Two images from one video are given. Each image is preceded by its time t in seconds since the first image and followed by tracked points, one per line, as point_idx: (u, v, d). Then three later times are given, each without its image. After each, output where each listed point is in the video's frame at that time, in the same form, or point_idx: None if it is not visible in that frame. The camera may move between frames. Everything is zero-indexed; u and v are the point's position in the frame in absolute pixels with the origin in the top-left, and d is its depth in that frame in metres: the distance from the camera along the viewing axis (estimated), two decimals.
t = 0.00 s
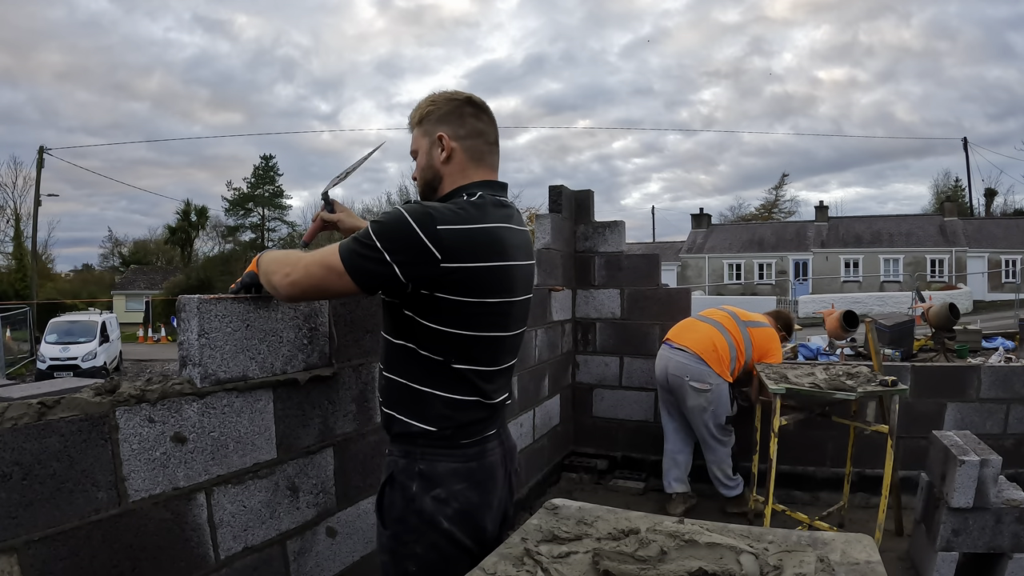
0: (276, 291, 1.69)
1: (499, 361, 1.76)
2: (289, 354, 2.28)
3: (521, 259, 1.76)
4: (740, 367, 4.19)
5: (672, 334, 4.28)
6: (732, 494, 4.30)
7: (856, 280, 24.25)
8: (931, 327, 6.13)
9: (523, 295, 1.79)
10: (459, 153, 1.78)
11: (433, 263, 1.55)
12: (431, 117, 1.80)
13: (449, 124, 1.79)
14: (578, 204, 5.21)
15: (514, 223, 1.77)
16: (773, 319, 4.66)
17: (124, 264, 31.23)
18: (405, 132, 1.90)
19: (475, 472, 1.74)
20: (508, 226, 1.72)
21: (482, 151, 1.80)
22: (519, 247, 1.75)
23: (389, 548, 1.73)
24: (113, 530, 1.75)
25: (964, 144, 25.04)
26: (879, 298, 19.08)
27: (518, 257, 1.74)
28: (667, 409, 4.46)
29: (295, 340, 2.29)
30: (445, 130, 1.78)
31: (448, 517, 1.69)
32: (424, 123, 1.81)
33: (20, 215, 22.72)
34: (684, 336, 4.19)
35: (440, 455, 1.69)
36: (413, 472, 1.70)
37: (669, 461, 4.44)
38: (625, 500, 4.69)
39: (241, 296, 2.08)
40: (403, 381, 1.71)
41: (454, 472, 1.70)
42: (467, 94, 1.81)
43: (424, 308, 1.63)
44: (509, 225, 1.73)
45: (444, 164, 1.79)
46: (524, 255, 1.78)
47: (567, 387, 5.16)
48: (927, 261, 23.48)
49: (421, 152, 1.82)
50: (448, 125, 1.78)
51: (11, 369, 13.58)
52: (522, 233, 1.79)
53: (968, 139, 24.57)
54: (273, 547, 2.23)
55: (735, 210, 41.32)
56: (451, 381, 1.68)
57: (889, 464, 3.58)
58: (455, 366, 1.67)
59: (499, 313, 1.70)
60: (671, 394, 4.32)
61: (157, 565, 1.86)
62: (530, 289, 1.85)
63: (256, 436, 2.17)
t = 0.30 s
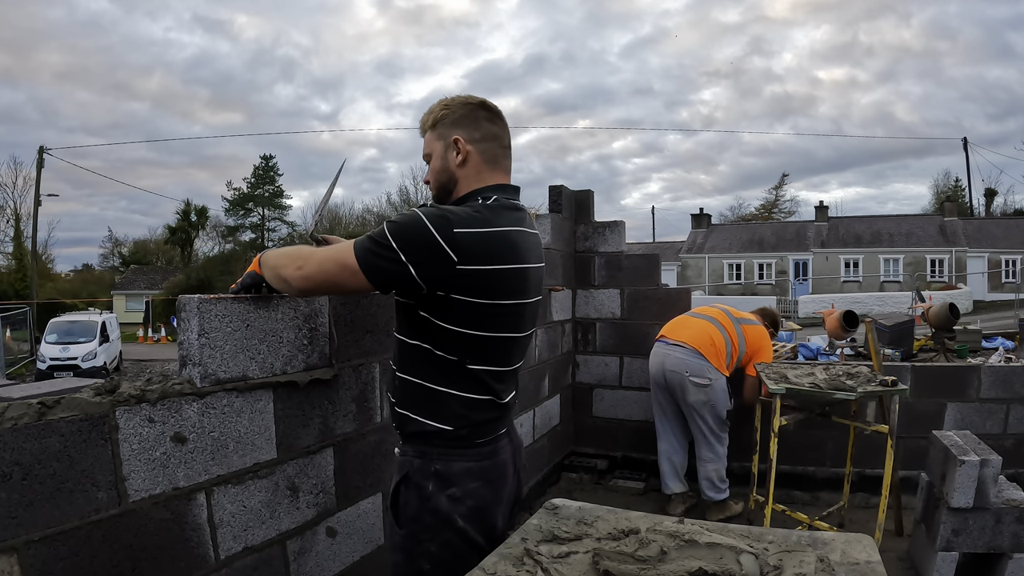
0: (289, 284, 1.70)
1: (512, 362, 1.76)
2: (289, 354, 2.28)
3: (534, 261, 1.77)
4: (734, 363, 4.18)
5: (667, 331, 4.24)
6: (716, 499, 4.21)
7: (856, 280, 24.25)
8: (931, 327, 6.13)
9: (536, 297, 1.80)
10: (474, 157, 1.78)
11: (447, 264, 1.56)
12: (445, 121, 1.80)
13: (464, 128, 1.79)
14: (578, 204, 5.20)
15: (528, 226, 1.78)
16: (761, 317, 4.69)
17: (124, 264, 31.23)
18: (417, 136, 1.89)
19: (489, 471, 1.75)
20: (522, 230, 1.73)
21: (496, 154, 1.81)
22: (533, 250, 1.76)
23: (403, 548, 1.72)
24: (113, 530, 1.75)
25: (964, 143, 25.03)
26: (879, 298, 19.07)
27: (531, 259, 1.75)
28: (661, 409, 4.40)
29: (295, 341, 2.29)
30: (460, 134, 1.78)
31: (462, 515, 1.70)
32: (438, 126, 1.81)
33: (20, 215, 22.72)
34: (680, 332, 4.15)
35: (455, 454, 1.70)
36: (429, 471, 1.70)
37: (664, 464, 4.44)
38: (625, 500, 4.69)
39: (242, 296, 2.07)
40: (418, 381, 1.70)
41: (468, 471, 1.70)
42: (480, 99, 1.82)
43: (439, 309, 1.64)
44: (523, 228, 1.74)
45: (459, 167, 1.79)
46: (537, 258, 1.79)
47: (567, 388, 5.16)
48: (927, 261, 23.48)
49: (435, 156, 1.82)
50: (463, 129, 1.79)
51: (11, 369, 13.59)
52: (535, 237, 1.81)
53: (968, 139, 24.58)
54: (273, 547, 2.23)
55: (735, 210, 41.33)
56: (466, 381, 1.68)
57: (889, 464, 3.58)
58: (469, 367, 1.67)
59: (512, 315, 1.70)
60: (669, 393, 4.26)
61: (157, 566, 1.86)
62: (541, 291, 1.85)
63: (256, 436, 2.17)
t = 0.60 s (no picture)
0: (303, 294, 1.66)
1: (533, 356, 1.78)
2: (289, 354, 2.28)
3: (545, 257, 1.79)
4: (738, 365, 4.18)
5: (673, 331, 4.23)
6: (716, 500, 4.21)
7: (856, 280, 24.26)
8: (931, 327, 6.13)
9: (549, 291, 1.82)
10: (479, 161, 1.78)
11: (467, 265, 1.57)
12: (446, 127, 1.79)
13: (466, 133, 1.79)
14: (578, 204, 5.20)
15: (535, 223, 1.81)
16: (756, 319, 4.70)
17: (124, 264, 31.23)
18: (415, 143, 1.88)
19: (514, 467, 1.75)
20: (532, 226, 1.75)
21: (500, 157, 1.82)
22: (543, 245, 1.79)
23: (426, 543, 1.71)
24: (113, 530, 1.75)
25: (964, 143, 25.01)
26: (879, 298, 19.07)
27: (543, 254, 1.77)
28: (662, 409, 4.39)
29: (295, 341, 2.29)
30: (463, 139, 1.78)
31: (488, 511, 1.70)
32: (439, 133, 1.80)
33: (20, 215, 22.73)
34: (685, 332, 4.15)
35: (486, 449, 1.69)
36: (459, 466, 1.68)
37: (665, 465, 4.44)
38: (625, 500, 4.69)
39: (241, 297, 2.08)
40: (446, 383, 1.69)
41: (497, 466, 1.71)
42: (479, 104, 1.82)
43: (462, 310, 1.64)
44: (532, 225, 1.76)
45: (465, 172, 1.79)
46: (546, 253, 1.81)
47: (567, 388, 5.16)
48: (927, 261, 23.49)
49: (439, 162, 1.81)
50: (466, 135, 1.78)
51: (11, 369, 13.60)
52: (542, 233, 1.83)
53: (968, 139, 24.57)
54: (273, 547, 2.23)
55: (735, 210, 41.34)
56: (492, 379, 1.68)
57: (889, 464, 3.58)
58: (494, 363, 1.68)
59: (530, 309, 1.72)
60: (671, 392, 4.26)
61: (157, 566, 1.86)
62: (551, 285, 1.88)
63: (256, 436, 2.17)
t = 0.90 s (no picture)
0: (294, 283, 1.70)
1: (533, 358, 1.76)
2: (289, 355, 2.28)
3: (544, 255, 1.78)
4: (737, 366, 4.18)
5: (673, 331, 4.23)
6: (716, 500, 4.21)
7: (856, 280, 24.26)
8: (932, 327, 6.13)
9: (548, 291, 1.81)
10: (475, 158, 1.78)
11: (461, 260, 1.57)
12: (443, 125, 1.79)
13: (463, 131, 1.79)
14: (578, 203, 5.20)
15: (533, 221, 1.80)
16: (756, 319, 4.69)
17: (124, 264, 31.22)
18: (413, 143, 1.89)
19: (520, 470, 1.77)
20: (529, 223, 1.75)
21: (497, 154, 1.81)
22: (541, 243, 1.78)
23: (437, 551, 1.73)
24: (113, 530, 1.75)
25: (964, 144, 25.00)
26: (879, 298, 19.07)
27: (542, 253, 1.76)
28: (663, 410, 4.38)
29: (295, 341, 2.29)
30: (459, 136, 1.78)
31: (497, 516, 1.72)
32: (436, 132, 1.80)
33: (20, 215, 22.72)
34: (686, 333, 4.15)
35: (490, 454, 1.70)
36: (464, 472, 1.70)
37: (665, 466, 4.44)
38: (625, 500, 4.69)
39: (241, 296, 2.07)
40: (444, 384, 1.69)
41: (503, 470, 1.72)
42: (475, 101, 1.82)
43: (458, 307, 1.64)
44: (530, 222, 1.76)
45: (462, 170, 1.79)
46: (545, 251, 1.80)
47: (567, 388, 5.16)
48: (927, 261, 23.48)
49: (436, 161, 1.81)
50: (462, 132, 1.78)
51: (11, 369, 13.60)
52: (542, 232, 1.83)
53: (968, 139, 24.57)
54: (273, 547, 2.23)
55: (735, 210, 41.34)
56: (489, 378, 1.68)
57: (889, 464, 3.58)
58: (491, 364, 1.67)
59: (529, 308, 1.71)
60: (672, 392, 4.25)
61: (157, 566, 1.86)
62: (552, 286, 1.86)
63: (256, 436, 2.17)
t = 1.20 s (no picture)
0: (287, 279, 1.71)
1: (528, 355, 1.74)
2: (289, 354, 2.28)
3: (540, 249, 1.77)
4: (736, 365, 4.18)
5: (671, 331, 4.24)
6: (715, 499, 4.21)
7: (856, 280, 24.26)
8: (932, 327, 6.13)
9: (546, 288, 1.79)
10: (470, 151, 1.78)
11: (451, 247, 1.57)
12: (438, 121, 1.81)
13: (458, 125, 1.80)
14: (578, 203, 5.20)
15: (529, 214, 1.79)
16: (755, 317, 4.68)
17: (124, 264, 31.22)
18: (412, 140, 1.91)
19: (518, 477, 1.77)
20: (524, 215, 1.74)
21: (493, 148, 1.81)
22: (537, 237, 1.77)
23: (431, 560, 1.75)
24: (113, 530, 1.75)
25: (964, 144, 25.01)
26: (879, 298, 19.08)
27: (538, 247, 1.75)
28: (662, 411, 4.37)
29: (295, 341, 2.29)
30: (454, 130, 1.79)
31: (493, 524, 1.73)
32: (432, 127, 1.82)
33: (20, 215, 22.72)
34: (685, 332, 4.15)
35: (485, 461, 1.71)
36: (458, 480, 1.71)
37: (665, 466, 4.44)
38: (625, 500, 4.69)
39: (241, 296, 2.07)
40: (435, 381, 1.69)
41: (500, 477, 1.73)
42: (472, 96, 1.83)
43: (448, 299, 1.64)
44: (524, 215, 1.75)
45: (457, 163, 1.79)
46: (541, 245, 1.79)
47: (567, 388, 5.16)
48: (927, 261, 23.49)
49: (432, 156, 1.82)
50: (457, 126, 1.79)
51: (11, 369, 13.60)
52: (539, 227, 1.82)
53: (968, 139, 24.58)
54: (273, 547, 2.23)
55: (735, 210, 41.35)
56: (480, 373, 1.67)
57: (889, 464, 3.58)
58: (482, 359, 1.66)
59: (523, 302, 1.69)
60: (671, 393, 4.25)
61: (157, 565, 1.86)
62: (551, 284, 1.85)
63: (256, 436, 2.17)
